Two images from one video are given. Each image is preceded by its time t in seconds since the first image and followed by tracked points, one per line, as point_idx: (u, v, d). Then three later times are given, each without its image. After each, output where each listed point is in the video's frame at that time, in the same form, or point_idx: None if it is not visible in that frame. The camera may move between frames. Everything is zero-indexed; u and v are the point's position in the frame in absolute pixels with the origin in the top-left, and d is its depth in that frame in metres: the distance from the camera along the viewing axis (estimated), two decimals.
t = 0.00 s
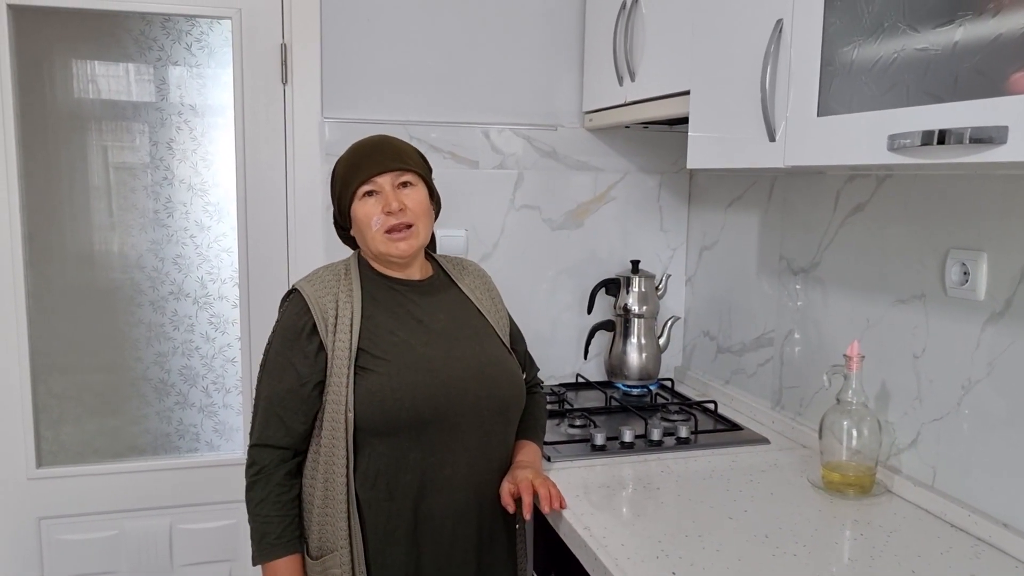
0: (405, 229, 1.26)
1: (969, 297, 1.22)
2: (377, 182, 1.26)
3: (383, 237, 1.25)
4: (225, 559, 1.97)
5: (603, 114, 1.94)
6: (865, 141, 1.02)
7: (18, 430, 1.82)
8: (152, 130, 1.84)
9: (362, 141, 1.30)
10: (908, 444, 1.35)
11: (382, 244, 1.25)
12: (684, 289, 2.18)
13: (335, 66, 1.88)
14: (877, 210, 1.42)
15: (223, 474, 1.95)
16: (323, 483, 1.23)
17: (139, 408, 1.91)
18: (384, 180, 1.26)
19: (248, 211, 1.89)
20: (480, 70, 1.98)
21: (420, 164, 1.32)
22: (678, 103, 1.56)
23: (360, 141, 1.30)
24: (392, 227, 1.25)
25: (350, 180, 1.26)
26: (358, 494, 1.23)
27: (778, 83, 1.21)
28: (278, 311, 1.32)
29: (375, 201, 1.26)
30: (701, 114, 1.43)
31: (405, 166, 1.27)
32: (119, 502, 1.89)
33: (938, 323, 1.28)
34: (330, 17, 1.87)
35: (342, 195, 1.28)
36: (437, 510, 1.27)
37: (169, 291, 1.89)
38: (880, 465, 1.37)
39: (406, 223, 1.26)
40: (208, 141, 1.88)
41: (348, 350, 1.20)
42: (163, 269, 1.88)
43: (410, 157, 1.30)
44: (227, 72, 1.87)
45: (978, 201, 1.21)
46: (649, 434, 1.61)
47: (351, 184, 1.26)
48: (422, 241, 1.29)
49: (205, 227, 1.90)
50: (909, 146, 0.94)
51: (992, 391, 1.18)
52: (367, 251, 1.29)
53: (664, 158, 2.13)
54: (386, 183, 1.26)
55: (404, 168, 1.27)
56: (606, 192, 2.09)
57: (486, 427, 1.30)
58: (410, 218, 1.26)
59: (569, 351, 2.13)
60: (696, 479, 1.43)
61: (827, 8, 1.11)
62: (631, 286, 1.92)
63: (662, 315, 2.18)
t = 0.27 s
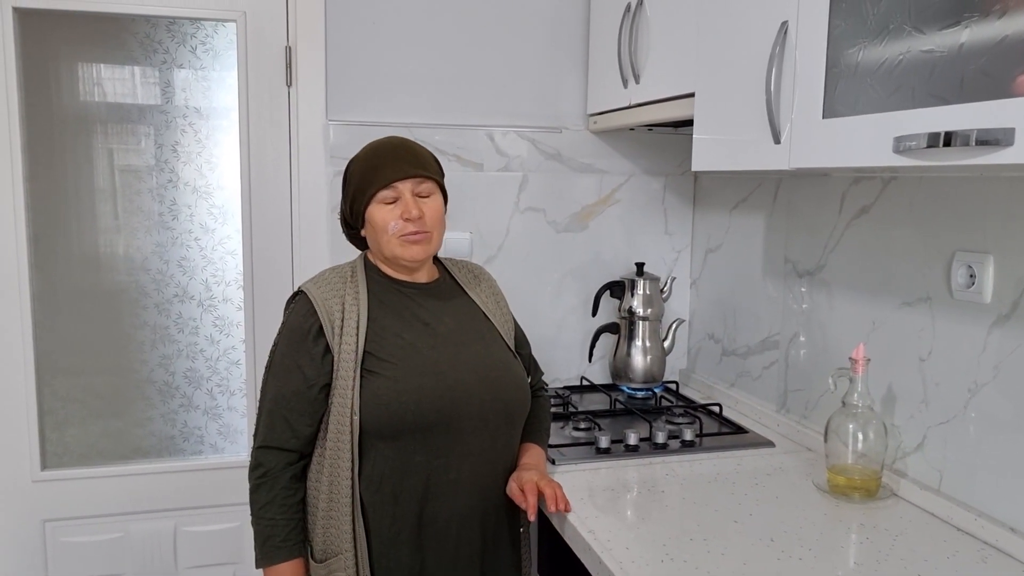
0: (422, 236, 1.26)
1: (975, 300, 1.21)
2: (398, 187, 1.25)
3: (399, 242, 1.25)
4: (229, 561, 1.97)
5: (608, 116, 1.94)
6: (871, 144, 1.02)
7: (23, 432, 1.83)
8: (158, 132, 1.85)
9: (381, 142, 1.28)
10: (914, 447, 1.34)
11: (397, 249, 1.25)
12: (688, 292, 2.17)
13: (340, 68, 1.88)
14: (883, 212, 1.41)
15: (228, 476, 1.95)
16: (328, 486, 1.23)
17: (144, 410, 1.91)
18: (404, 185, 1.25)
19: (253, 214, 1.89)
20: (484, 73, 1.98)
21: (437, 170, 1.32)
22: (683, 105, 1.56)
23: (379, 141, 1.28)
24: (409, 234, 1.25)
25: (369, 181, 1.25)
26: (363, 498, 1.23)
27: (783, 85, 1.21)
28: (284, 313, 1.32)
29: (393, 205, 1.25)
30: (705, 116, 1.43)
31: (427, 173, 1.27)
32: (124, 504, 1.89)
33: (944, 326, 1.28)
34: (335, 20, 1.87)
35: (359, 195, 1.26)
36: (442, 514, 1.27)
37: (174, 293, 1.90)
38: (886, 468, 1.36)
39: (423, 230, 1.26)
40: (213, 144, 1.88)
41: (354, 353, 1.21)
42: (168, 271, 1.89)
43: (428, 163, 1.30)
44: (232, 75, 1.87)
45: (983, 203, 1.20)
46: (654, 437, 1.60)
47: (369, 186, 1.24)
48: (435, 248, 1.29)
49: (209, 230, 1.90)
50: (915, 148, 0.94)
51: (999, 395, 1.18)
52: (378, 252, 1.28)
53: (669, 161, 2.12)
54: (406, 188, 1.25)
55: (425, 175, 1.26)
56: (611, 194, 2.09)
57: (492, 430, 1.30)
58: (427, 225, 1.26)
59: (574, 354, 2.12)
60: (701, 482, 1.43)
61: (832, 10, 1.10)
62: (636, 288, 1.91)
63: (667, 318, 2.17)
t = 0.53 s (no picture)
0: (438, 242, 1.26)
1: (979, 302, 1.21)
2: (414, 193, 1.25)
3: (417, 249, 1.25)
4: (233, 564, 1.97)
5: (611, 118, 1.94)
6: (874, 146, 1.02)
7: (26, 434, 1.83)
8: (161, 135, 1.85)
9: (390, 146, 1.27)
10: (919, 450, 1.33)
11: (414, 256, 1.25)
12: (692, 294, 2.17)
13: (343, 71, 1.89)
14: (887, 214, 1.41)
15: (231, 479, 1.95)
16: (330, 490, 1.23)
17: (147, 412, 1.91)
18: (420, 192, 1.25)
19: (256, 216, 1.90)
20: (487, 75, 1.98)
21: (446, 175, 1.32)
22: (686, 107, 1.56)
23: (388, 145, 1.27)
24: (427, 241, 1.25)
25: (384, 187, 1.24)
26: (365, 502, 1.23)
27: (786, 86, 1.21)
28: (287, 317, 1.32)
29: (410, 212, 1.25)
30: (708, 118, 1.43)
31: (440, 179, 1.27)
32: (127, 507, 1.89)
33: (949, 328, 1.27)
34: (338, 22, 1.87)
35: (371, 201, 1.25)
36: (444, 518, 1.27)
37: (177, 296, 1.90)
38: (890, 471, 1.36)
39: (439, 236, 1.26)
40: (216, 146, 1.88)
41: (356, 357, 1.21)
42: (171, 274, 1.89)
43: (439, 169, 1.30)
44: (235, 77, 1.87)
45: (988, 205, 1.20)
46: (658, 440, 1.60)
47: (385, 193, 1.23)
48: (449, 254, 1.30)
49: (212, 232, 1.90)
50: (919, 149, 0.93)
51: (1004, 397, 1.17)
52: (391, 258, 1.27)
53: (672, 162, 2.12)
54: (422, 195, 1.25)
55: (440, 182, 1.27)
56: (614, 196, 2.09)
57: (494, 434, 1.29)
58: (443, 232, 1.27)
59: (577, 356, 2.12)
60: (704, 485, 1.42)
61: (835, 11, 1.10)
62: (639, 290, 1.91)
63: (670, 320, 2.17)
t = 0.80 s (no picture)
0: (441, 248, 1.27)
1: (983, 303, 1.21)
2: (415, 201, 1.24)
3: (420, 256, 1.25)
4: (235, 566, 1.97)
5: (613, 119, 1.94)
6: (877, 147, 1.02)
7: (29, 436, 1.83)
8: (164, 138, 1.85)
9: (387, 152, 1.25)
10: (922, 451, 1.33)
11: (418, 263, 1.25)
12: (695, 295, 2.17)
13: (346, 73, 1.89)
14: (890, 215, 1.41)
15: (234, 480, 1.95)
16: (333, 494, 1.23)
17: (150, 414, 1.91)
18: (421, 199, 1.25)
19: (259, 218, 1.90)
20: (490, 76, 1.98)
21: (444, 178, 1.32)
22: (689, 108, 1.56)
23: (385, 152, 1.25)
24: (430, 247, 1.25)
25: (385, 196, 1.23)
26: (368, 505, 1.23)
27: (789, 88, 1.20)
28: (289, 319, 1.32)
29: (411, 220, 1.24)
30: (711, 119, 1.43)
31: (440, 184, 1.27)
32: (130, 508, 1.89)
33: (952, 329, 1.27)
34: (340, 24, 1.87)
35: (372, 209, 1.24)
36: (448, 521, 1.27)
37: (180, 298, 1.90)
38: (894, 472, 1.35)
39: (442, 242, 1.27)
40: (219, 148, 1.89)
41: (359, 360, 1.21)
42: (174, 276, 1.89)
43: (437, 173, 1.29)
44: (237, 79, 1.87)
45: (991, 206, 1.20)
46: (661, 441, 1.60)
47: (387, 201, 1.22)
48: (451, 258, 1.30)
49: (215, 234, 1.90)
50: (922, 150, 0.93)
51: (1008, 398, 1.17)
52: (394, 265, 1.27)
53: (675, 164, 2.12)
54: (423, 202, 1.25)
55: (440, 187, 1.26)
56: (617, 198, 2.09)
57: (497, 437, 1.29)
58: (446, 238, 1.27)
59: (580, 358, 2.12)
60: (707, 486, 1.42)
61: (838, 13, 1.10)
62: (642, 292, 1.91)
63: (673, 321, 2.17)
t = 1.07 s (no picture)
0: (447, 250, 1.27)
1: (986, 305, 1.20)
2: (428, 201, 1.25)
3: (426, 256, 1.25)
4: (237, 568, 1.97)
5: (615, 121, 1.94)
6: (879, 148, 1.02)
7: (31, 438, 1.83)
8: (166, 140, 1.85)
9: (404, 150, 1.26)
10: (925, 453, 1.33)
11: (423, 263, 1.25)
12: (697, 297, 2.17)
13: (347, 75, 1.89)
14: (892, 216, 1.41)
15: (236, 482, 1.95)
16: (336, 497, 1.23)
17: (152, 416, 1.91)
18: (434, 199, 1.25)
19: (260, 220, 1.90)
20: (491, 78, 1.98)
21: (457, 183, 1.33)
22: (690, 110, 1.55)
23: (402, 149, 1.26)
24: (437, 248, 1.25)
25: (397, 193, 1.23)
26: (371, 508, 1.23)
27: (791, 89, 1.20)
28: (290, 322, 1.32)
29: (422, 218, 1.24)
30: (713, 121, 1.42)
31: (454, 188, 1.27)
32: (132, 510, 1.89)
33: (955, 330, 1.27)
34: (342, 26, 1.87)
35: (382, 204, 1.23)
36: (451, 525, 1.27)
37: (181, 299, 1.90)
38: (896, 474, 1.35)
39: (449, 244, 1.27)
40: (220, 150, 1.89)
41: (361, 363, 1.21)
42: (176, 278, 1.89)
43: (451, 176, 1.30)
44: (239, 80, 1.88)
45: (994, 207, 1.20)
46: (663, 443, 1.60)
47: (399, 198, 1.22)
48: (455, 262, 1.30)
49: (217, 236, 1.91)
50: (925, 151, 0.93)
51: (1011, 400, 1.17)
52: (398, 263, 1.27)
53: (676, 165, 2.12)
54: (435, 203, 1.25)
55: (454, 190, 1.27)
56: (618, 199, 2.09)
57: (499, 439, 1.29)
58: (454, 240, 1.27)
59: (582, 360, 2.12)
60: (709, 489, 1.42)
61: (840, 14, 1.10)
62: (644, 293, 1.90)
63: (675, 323, 2.17)
